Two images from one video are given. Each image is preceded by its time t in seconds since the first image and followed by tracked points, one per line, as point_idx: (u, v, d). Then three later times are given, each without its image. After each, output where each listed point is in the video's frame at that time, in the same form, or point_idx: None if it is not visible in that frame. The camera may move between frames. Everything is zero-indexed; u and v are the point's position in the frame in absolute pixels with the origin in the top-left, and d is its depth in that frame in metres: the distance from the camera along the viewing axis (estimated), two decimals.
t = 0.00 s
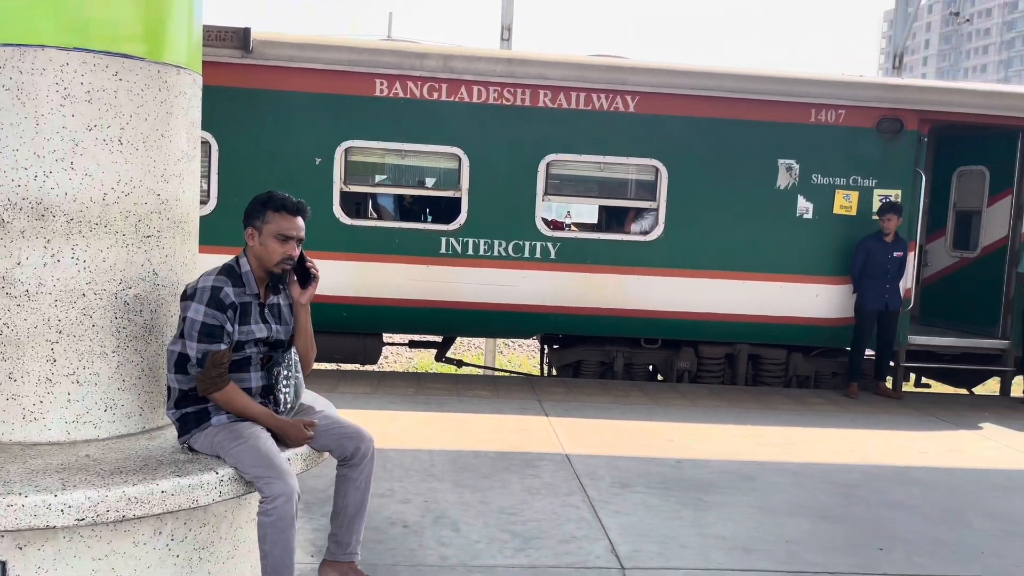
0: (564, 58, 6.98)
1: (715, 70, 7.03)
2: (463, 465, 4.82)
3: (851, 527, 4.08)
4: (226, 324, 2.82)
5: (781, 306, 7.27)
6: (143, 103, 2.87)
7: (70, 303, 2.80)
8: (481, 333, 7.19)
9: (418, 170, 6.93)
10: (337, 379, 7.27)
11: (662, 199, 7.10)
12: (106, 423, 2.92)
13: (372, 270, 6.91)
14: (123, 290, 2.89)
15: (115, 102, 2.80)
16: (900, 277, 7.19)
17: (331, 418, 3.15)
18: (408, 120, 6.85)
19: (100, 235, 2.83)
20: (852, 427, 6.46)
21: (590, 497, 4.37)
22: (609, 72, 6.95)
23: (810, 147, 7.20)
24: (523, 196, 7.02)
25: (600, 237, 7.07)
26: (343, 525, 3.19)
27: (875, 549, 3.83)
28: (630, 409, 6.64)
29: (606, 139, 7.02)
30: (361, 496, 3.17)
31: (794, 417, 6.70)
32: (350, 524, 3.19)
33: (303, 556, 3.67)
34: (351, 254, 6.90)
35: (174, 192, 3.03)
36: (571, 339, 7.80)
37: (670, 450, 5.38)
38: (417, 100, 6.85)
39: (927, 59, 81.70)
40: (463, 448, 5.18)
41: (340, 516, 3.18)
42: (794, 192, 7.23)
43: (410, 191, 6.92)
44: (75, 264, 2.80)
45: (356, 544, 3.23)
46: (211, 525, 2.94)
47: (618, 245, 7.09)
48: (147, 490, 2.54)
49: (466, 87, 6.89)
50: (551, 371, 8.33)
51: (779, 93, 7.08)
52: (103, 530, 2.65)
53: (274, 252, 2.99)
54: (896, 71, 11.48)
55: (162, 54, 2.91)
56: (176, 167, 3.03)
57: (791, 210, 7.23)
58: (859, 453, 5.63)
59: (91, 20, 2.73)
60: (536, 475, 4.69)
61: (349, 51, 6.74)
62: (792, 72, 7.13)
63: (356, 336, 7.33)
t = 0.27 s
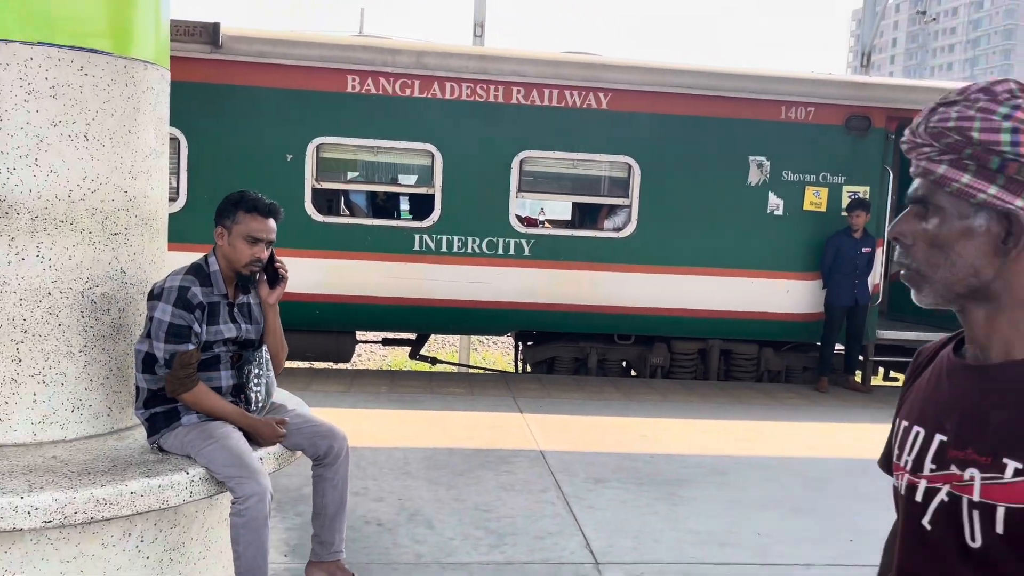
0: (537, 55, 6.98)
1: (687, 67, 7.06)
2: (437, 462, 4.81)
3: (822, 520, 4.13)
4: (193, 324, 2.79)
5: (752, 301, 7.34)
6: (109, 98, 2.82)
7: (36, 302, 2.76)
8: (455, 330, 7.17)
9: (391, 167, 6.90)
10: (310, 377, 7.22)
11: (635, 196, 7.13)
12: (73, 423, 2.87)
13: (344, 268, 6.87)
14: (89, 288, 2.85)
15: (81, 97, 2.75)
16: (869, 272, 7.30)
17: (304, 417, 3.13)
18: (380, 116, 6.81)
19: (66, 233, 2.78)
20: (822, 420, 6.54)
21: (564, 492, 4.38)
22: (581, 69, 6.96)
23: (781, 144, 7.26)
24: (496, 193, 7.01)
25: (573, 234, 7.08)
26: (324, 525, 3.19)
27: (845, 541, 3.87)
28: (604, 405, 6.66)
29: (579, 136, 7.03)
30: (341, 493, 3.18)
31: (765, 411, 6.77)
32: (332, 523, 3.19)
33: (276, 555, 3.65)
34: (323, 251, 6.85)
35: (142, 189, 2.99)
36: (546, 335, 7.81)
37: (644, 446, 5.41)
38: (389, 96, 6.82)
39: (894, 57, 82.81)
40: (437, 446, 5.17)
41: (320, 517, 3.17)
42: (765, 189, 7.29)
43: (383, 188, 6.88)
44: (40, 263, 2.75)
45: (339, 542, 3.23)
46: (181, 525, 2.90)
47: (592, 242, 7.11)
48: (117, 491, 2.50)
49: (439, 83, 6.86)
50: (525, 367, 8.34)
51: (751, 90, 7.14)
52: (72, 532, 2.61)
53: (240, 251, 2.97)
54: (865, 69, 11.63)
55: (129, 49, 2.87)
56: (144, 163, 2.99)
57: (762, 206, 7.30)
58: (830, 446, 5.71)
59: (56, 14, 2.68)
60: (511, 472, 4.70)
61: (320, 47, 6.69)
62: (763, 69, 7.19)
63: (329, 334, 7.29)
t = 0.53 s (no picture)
0: (513, 53, 6.97)
1: (661, 65, 7.09)
2: (414, 461, 4.80)
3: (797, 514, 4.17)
4: (162, 325, 2.75)
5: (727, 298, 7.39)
6: (77, 96, 2.77)
7: (2, 303, 2.71)
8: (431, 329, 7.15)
9: (365, 165, 6.86)
10: (284, 377, 7.16)
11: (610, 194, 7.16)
12: (41, 426, 2.82)
13: (319, 266, 6.83)
14: (57, 288, 2.80)
15: (48, 94, 2.71)
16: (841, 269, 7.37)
17: (277, 417, 3.10)
18: (354, 114, 6.77)
19: (33, 232, 2.74)
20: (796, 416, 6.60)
21: (541, 490, 4.39)
22: (556, 67, 6.97)
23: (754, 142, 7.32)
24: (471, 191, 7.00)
25: (549, 232, 7.09)
26: (302, 526, 3.16)
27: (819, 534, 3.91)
28: (580, 402, 6.68)
29: (555, 133, 7.04)
30: (319, 494, 3.16)
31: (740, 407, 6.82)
32: (312, 524, 3.16)
33: (251, 557, 3.61)
34: (297, 249, 6.80)
35: (111, 187, 2.94)
36: (522, 333, 7.81)
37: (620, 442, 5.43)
38: (364, 93, 6.78)
39: (865, 56, 83.78)
40: (414, 445, 5.15)
41: (298, 518, 3.15)
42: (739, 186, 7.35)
43: (358, 186, 6.84)
44: (6, 262, 2.70)
45: (321, 543, 3.20)
46: (153, 528, 2.87)
47: (567, 240, 7.12)
48: (86, 494, 2.47)
49: (414, 80, 6.83)
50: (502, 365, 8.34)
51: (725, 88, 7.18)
52: (41, 536, 2.56)
53: (206, 249, 2.94)
54: (836, 68, 11.75)
55: (98, 45, 2.82)
56: (113, 161, 2.94)
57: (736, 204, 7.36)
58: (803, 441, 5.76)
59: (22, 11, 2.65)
60: (487, 470, 4.69)
61: (293, 44, 6.63)
62: (737, 68, 7.23)
63: (304, 334, 7.24)
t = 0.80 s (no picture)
0: (488, 51, 6.94)
1: (637, 64, 7.10)
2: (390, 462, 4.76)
3: (773, 511, 4.19)
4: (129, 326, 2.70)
5: (702, 296, 7.42)
6: (42, 92, 2.72)
7: None
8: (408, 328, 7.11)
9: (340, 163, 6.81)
10: (258, 378, 7.09)
11: (586, 192, 7.16)
12: (8, 429, 2.76)
13: (293, 265, 6.77)
14: (23, 289, 2.74)
15: (12, 91, 2.65)
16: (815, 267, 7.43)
17: (250, 418, 3.06)
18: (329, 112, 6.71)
19: None
20: (772, 413, 6.63)
21: (517, 490, 4.37)
22: (531, 66, 6.94)
23: (729, 141, 7.35)
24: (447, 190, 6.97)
25: (526, 231, 7.08)
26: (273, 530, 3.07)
27: (794, 531, 3.93)
28: (558, 401, 6.67)
29: (531, 132, 7.02)
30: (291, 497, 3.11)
31: (717, 405, 6.85)
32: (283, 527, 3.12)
33: (223, 561, 3.56)
34: (271, 249, 6.74)
35: (79, 185, 2.89)
36: (500, 332, 7.80)
37: (596, 441, 5.43)
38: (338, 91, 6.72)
39: (838, 56, 84.63)
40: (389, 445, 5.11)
41: (269, 522, 3.07)
42: (715, 185, 7.38)
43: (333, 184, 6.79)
44: None
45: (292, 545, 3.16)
46: (123, 531, 2.82)
47: (544, 238, 7.12)
48: (54, 500, 2.41)
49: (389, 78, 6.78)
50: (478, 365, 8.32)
51: (700, 87, 7.20)
52: (8, 543, 2.50)
53: (175, 249, 2.90)
54: (809, 67, 11.84)
55: (65, 42, 2.76)
56: (80, 159, 2.89)
57: (711, 202, 7.39)
58: (778, 438, 5.80)
59: None
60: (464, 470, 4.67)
61: (266, 41, 6.56)
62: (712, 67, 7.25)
63: (278, 334, 7.17)
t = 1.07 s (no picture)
0: (463, 50, 6.92)
1: (610, 65, 7.12)
2: (365, 463, 4.74)
3: (746, 508, 4.23)
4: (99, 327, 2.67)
5: (676, 295, 7.47)
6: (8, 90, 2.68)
7: None
8: (382, 328, 7.09)
9: (313, 162, 6.77)
10: (232, 379, 7.02)
11: (561, 192, 7.17)
12: None
13: (266, 266, 6.72)
14: None
15: None
16: (787, 266, 7.49)
17: (222, 420, 3.04)
18: (302, 111, 6.67)
19: None
20: (745, 411, 6.69)
21: (493, 489, 4.37)
22: (506, 65, 6.94)
23: (702, 141, 7.40)
24: (422, 190, 6.96)
25: (501, 230, 7.08)
26: (243, 530, 3.07)
27: (767, 527, 3.96)
28: (533, 400, 6.68)
29: (505, 131, 7.02)
30: (262, 499, 3.06)
31: (690, 403, 6.89)
32: (254, 530, 3.07)
33: (196, 564, 3.52)
34: (244, 249, 6.68)
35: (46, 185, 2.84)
36: (475, 332, 7.80)
37: (572, 440, 5.44)
38: (311, 90, 6.67)
39: (810, 57, 85.52)
40: (364, 446, 5.09)
41: (239, 522, 3.06)
42: (688, 185, 7.43)
43: (307, 184, 6.75)
44: None
45: (262, 548, 3.12)
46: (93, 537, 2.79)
47: (519, 238, 7.12)
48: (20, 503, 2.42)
49: (362, 77, 6.75)
50: (454, 364, 8.31)
51: (673, 88, 7.23)
52: None
53: (144, 253, 2.83)
54: (781, 68, 11.95)
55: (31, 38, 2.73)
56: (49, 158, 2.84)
57: (684, 202, 7.44)
58: (751, 435, 5.85)
59: None
60: (439, 470, 4.66)
61: (238, 39, 6.50)
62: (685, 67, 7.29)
63: (251, 334, 7.11)
